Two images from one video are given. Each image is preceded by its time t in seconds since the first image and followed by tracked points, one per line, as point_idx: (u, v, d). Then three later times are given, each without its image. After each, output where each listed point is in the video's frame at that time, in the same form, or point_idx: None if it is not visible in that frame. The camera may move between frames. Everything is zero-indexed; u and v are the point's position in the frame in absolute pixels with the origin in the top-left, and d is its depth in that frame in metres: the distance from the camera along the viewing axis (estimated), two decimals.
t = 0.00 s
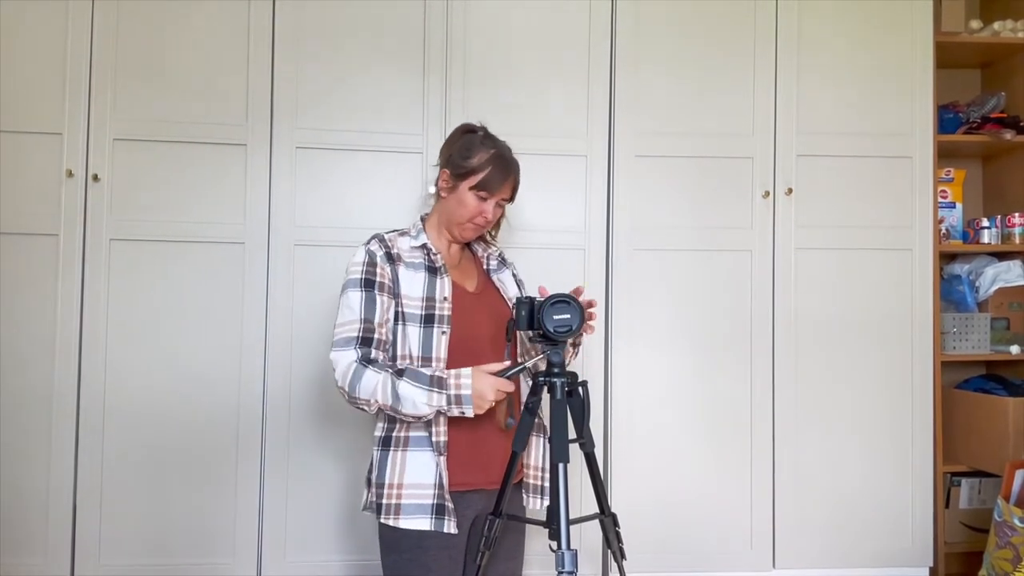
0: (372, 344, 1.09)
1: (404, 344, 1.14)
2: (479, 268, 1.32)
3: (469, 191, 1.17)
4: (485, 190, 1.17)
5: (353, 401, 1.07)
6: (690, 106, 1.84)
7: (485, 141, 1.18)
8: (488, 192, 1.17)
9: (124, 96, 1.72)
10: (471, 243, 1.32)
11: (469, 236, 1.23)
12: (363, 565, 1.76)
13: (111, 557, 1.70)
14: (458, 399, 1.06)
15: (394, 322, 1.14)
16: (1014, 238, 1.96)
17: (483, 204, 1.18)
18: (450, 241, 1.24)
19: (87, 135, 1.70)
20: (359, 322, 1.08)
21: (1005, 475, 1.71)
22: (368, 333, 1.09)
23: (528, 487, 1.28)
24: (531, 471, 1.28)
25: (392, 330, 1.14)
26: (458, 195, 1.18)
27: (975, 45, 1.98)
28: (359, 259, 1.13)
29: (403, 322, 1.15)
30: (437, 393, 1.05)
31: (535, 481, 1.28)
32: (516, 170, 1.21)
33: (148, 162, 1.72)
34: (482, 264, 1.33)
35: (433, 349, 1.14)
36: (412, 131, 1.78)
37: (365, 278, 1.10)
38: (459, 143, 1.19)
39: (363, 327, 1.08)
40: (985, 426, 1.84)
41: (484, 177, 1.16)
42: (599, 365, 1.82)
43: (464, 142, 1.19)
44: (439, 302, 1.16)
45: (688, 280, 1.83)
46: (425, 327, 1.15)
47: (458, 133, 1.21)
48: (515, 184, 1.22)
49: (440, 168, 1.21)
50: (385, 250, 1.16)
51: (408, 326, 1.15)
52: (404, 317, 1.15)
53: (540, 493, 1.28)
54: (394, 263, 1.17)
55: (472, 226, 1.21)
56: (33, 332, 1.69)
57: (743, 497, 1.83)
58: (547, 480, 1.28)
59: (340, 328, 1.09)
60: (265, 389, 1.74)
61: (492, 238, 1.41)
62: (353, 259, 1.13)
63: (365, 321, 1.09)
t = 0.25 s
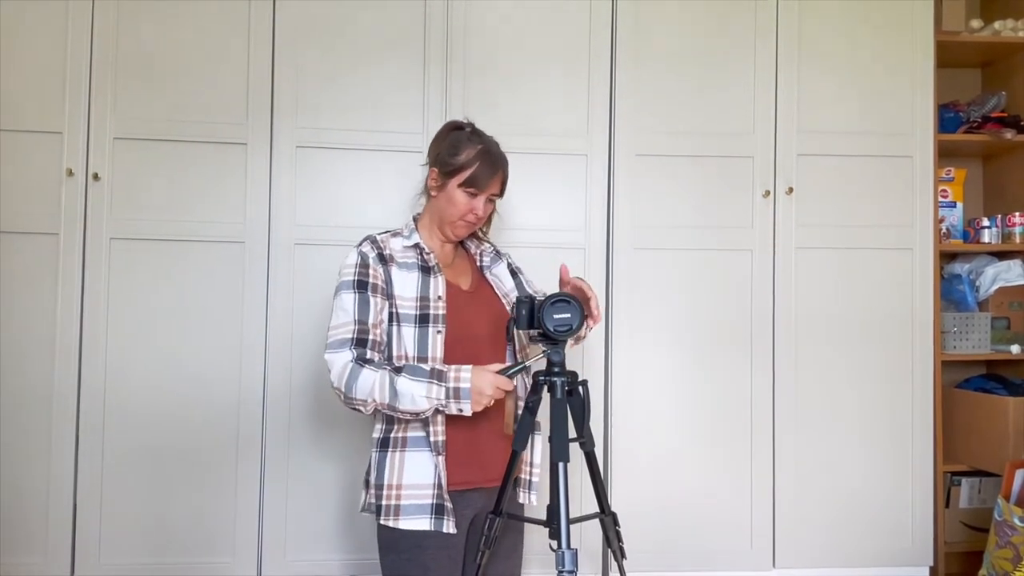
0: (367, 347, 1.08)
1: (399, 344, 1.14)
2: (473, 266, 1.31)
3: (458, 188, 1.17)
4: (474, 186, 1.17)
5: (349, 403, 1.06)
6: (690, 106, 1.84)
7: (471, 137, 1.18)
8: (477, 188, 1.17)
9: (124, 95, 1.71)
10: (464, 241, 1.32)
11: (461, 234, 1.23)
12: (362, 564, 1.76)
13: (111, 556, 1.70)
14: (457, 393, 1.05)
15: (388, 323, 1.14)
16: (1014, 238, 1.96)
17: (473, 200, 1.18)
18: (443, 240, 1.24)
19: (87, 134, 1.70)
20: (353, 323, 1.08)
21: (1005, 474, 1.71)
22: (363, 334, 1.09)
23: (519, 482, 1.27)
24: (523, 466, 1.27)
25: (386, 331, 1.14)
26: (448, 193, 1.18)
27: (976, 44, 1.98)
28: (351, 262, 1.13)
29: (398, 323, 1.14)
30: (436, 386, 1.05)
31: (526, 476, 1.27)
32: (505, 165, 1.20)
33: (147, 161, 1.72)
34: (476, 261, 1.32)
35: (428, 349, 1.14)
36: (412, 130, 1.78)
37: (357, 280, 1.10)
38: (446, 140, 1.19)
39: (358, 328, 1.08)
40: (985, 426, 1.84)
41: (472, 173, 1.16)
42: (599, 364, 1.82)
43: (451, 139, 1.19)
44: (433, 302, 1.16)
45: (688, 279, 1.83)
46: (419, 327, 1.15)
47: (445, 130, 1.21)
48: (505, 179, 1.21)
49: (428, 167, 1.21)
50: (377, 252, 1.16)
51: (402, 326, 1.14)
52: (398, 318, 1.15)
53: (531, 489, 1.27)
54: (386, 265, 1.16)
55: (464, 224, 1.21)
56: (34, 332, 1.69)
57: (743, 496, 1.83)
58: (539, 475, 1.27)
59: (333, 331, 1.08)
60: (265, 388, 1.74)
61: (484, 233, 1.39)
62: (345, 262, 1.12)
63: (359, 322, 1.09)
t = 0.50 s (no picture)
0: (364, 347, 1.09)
1: (396, 345, 1.14)
2: (469, 263, 1.31)
3: (453, 188, 1.17)
4: (468, 185, 1.17)
5: (349, 403, 1.07)
6: (690, 105, 1.84)
7: (465, 135, 1.18)
8: (472, 188, 1.17)
9: (124, 94, 1.71)
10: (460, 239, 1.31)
11: (456, 233, 1.23)
12: (362, 564, 1.76)
13: (110, 556, 1.70)
14: (453, 375, 1.05)
15: (385, 324, 1.14)
16: (1015, 238, 1.95)
17: (468, 200, 1.18)
18: (439, 240, 1.24)
19: (87, 134, 1.70)
20: (349, 324, 1.09)
21: (1005, 474, 1.71)
22: (360, 335, 1.09)
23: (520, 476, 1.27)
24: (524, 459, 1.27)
25: (383, 332, 1.14)
26: (442, 193, 1.18)
27: (976, 44, 1.98)
28: (347, 263, 1.13)
29: (395, 324, 1.14)
30: (432, 372, 1.05)
31: (527, 469, 1.27)
32: (499, 162, 1.20)
33: (147, 161, 1.72)
34: (471, 259, 1.32)
35: (425, 349, 1.14)
36: (412, 130, 1.78)
37: (353, 282, 1.10)
38: (440, 139, 1.19)
39: (355, 329, 1.08)
40: (985, 426, 1.84)
41: (467, 173, 1.16)
42: (599, 364, 1.82)
43: (445, 138, 1.18)
44: (429, 302, 1.16)
45: (688, 279, 1.83)
46: (416, 327, 1.15)
47: (439, 129, 1.20)
48: (500, 177, 1.21)
49: (422, 166, 1.20)
50: (373, 252, 1.16)
51: (399, 327, 1.14)
52: (395, 319, 1.15)
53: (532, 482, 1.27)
54: (382, 265, 1.16)
55: (459, 223, 1.21)
56: (34, 331, 1.69)
57: (743, 496, 1.83)
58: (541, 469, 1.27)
59: (330, 333, 1.09)
60: (265, 388, 1.74)
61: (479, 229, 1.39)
62: (342, 264, 1.13)
63: (355, 323, 1.09)
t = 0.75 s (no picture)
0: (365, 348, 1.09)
1: (397, 347, 1.14)
2: (468, 262, 1.31)
3: (450, 188, 1.17)
4: (465, 185, 1.17)
5: (351, 405, 1.07)
6: (690, 105, 1.84)
7: (461, 134, 1.18)
8: (468, 187, 1.17)
9: (124, 94, 1.71)
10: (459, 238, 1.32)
11: (455, 233, 1.23)
12: (362, 564, 1.76)
13: (110, 556, 1.70)
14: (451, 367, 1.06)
15: (384, 325, 1.14)
16: (1015, 237, 1.95)
17: (465, 200, 1.18)
18: (437, 240, 1.25)
19: (87, 134, 1.70)
20: (349, 325, 1.09)
21: (1005, 474, 1.71)
22: (360, 336, 1.09)
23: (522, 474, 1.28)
24: (526, 458, 1.28)
25: (382, 334, 1.14)
26: (440, 192, 1.18)
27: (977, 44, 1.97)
28: (346, 265, 1.13)
29: (393, 325, 1.14)
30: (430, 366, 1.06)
31: (529, 468, 1.28)
32: (496, 161, 1.20)
33: (148, 161, 1.72)
34: (470, 258, 1.32)
35: (424, 350, 1.14)
36: (412, 130, 1.78)
37: (351, 284, 1.11)
38: (436, 139, 1.19)
39: (355, 330, 1.09)
40: (985, 426, 1.84)
41: (463, 172, 1.16)
42: (599, 364, 1.82)
43: (441, 137, 1.18)
44: (428, 302, 1.16)
45: (688, 279, 1.83)
46: (415, 329, 1.15)
47: (435, 128, 1.20)
48: (497, 176, 1.21)
49: (419, 166, 1.21)
50: (371, 254, 1.16)
51: (397, 329, 1.14)
52: (393, 320, 1.15)
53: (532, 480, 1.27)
54: (380, 266, 1.16)
55: (457, 223, 1.21)
56: (34, 331, 1.69)
57: (743, 496, 1.83)
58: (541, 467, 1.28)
59: (330, 334, 1.09)
60: (265, 388, 1.74)
61: (478, 228, 1.39)
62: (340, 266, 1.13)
63: (355, 324, 1.09)
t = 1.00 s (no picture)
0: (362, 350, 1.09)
1: (397, 347, 1.14)
2: (469, 262, 1.31)
3: (449, 188, 1.17)
4: (464, 185, 1.17)
5: (349, 406, 1.07)
6: (690, 105, 1.84)
7: (460, 134, 1.18)
8: (468, 187, 1.17)
9: (124, 94, 1.71)
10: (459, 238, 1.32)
11: (455, 233, 1.23)
12: (362, 563, 1.76)
13: (110, 556, 1.70)
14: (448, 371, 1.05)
15: (385, 325, 1.14)
16: (1015, 237, 1.95)
17: (464, 200, 1.18)
18: (437, 240, 1.25)
19: (87, 134, 1.70)
20: (348, 326, 1.09)
21: (1005, 475, 1.71)
22: (359, 337, 1.09)
23: (523, 474, 1.28)
24: (528, 457, 1.28)
25: (383, 333, 1.14)
26: (439, 192, 1.18)
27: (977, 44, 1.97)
28: (345, 265, 1.13)
29: (394, 325, 1.14)
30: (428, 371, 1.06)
31: (530, 468, 1.28)
32: (496, 160, 1.20)
33: (148, 161, 1.72)
34: (471, 257, 1.32)
35: (425, 349, 1.14)
36: (412, 130, 1.78)
37: (349, 285, 1.10)
38: (435, 139, 1.19)
39: (353, 331, 1.09)
40: (985, 426, 1.84)
41: (462, 172, 1.16)
42: (600, 364, 1.82)
43: (440, 137, 1.18)
44: (429, 301, 1.16)
45: (688, 279, 1.83)
46: (416, 328, 1.15)
47: (434, 128, 1.20)
48: (496, 175, 1.21)
49: (419, 166, 1.21)
50: (371, 253, 1.16)
51: (398, 328, 1.14)
52: (394, 319, 1.15)
53: (534, 480, 1.27)
54: (381, 266, 1.16)
55: (456, 223, 1.21)
56: (33, 331, 1.69)
57: (744, 496, 1.83)
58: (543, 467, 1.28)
59: (329, 335, 1.09)
60: (265, 388, 1.74)
61: (479, 227, 1.39)
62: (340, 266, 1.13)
63: (354, 325, 1.09)
